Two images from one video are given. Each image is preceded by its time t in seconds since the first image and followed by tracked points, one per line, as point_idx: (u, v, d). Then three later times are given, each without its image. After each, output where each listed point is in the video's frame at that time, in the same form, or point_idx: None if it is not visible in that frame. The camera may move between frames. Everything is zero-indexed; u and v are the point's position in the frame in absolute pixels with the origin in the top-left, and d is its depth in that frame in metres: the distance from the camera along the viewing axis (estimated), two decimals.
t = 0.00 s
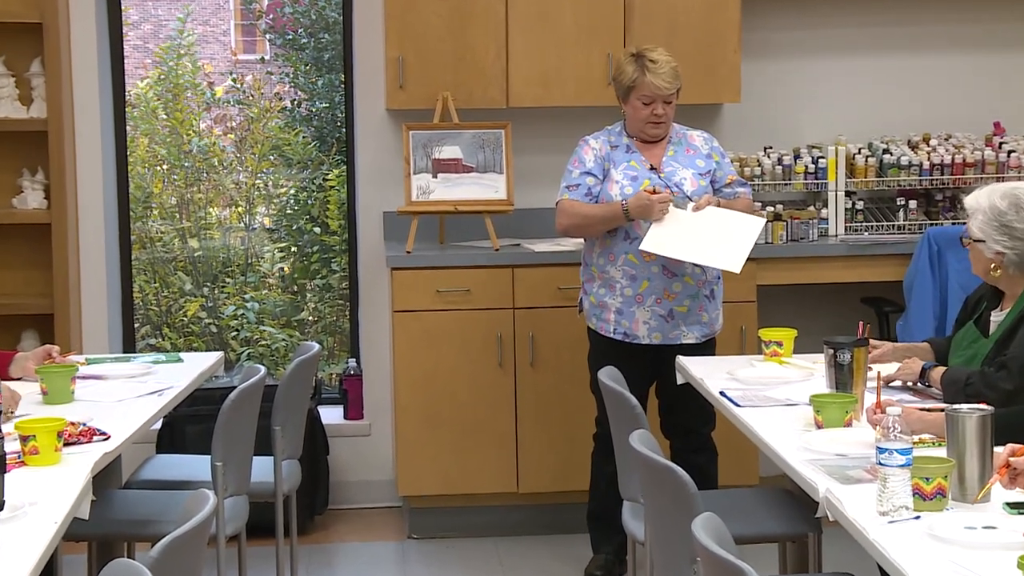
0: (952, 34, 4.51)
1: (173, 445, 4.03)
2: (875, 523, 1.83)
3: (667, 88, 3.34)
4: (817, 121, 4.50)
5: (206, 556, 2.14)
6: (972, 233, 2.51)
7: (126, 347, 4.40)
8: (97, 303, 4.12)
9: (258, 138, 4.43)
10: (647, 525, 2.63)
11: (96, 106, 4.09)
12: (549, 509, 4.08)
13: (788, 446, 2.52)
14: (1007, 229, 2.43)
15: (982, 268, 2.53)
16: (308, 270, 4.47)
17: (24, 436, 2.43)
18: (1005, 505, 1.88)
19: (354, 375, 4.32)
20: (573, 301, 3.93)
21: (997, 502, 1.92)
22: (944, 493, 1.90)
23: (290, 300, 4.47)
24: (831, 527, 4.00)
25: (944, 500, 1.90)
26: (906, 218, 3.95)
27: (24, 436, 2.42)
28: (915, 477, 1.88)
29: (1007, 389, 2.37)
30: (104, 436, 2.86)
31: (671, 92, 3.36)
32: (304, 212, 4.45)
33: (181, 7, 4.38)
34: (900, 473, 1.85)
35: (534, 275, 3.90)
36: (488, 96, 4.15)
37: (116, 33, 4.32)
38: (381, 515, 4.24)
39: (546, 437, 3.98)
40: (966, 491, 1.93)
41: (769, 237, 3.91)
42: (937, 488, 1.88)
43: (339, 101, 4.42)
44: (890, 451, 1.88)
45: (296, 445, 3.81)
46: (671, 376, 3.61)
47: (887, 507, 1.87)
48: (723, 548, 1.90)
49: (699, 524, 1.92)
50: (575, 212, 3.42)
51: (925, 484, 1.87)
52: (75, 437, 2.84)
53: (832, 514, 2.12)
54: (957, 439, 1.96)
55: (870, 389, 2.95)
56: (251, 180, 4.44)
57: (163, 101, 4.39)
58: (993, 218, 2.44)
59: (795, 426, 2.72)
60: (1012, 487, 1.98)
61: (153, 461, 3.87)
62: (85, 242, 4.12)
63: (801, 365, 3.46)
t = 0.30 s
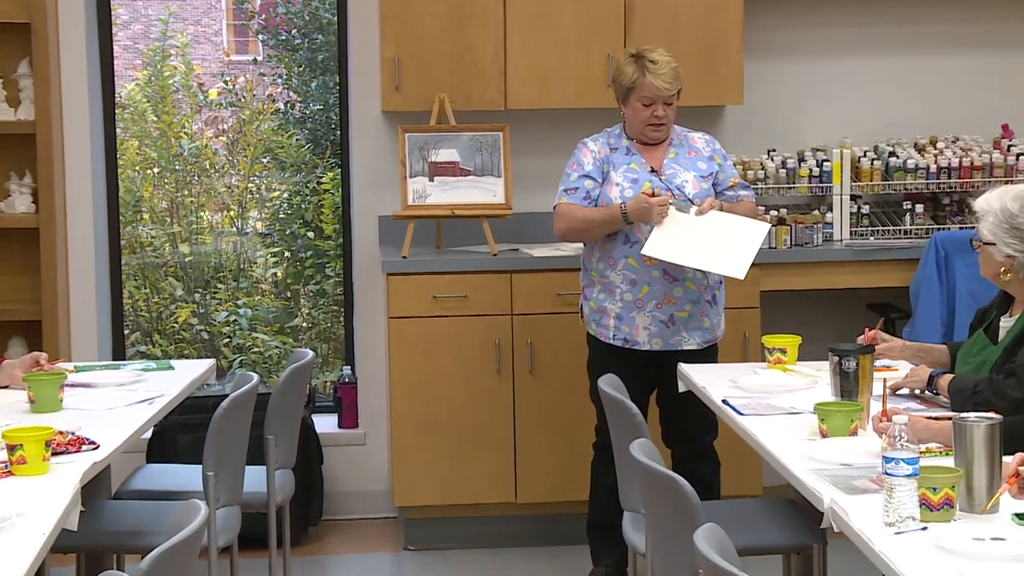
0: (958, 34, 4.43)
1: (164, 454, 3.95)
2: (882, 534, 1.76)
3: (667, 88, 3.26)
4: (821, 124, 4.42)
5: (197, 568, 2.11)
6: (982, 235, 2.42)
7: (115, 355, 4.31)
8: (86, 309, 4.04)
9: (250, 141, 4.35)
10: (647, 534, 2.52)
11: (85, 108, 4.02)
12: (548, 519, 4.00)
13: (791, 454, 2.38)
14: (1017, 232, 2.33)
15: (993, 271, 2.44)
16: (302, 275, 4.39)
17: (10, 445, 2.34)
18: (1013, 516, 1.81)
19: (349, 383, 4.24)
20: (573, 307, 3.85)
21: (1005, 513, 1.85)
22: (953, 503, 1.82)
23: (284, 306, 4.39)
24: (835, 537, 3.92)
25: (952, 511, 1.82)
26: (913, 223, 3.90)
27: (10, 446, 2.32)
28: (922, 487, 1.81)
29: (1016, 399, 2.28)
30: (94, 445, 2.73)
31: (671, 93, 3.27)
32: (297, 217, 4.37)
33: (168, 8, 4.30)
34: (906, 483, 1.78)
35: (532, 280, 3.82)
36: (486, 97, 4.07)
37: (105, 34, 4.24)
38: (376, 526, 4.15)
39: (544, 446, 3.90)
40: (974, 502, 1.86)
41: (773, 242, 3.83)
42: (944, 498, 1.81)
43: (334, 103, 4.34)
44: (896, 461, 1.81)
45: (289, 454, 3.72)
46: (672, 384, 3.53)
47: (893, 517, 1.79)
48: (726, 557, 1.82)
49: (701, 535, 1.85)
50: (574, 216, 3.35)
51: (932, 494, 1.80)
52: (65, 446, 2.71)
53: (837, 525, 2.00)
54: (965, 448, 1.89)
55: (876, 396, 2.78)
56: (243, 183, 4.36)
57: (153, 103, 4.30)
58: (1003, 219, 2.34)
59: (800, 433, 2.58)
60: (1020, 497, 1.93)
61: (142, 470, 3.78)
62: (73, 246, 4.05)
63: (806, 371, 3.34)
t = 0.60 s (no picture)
0: (964, 35, 4.35)
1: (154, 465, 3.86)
2: (887, 547, 1.69)
3: (668, 90, 3.18)
4: (825, 128, 4.35)
5: None
6: (995, 239, 2.33)
7: (105, 363, 4.23)
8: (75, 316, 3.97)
9: (242, 144, 4.27)
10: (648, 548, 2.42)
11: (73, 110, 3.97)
12: (546, 531, 3.92)
13: (796, 465, 2.28)
14: None
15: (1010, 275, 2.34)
16: (296, 282, 4.31)
17: None
18: None
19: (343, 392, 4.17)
20: (572, 314, 3.77)
21: (1017, 527, 1.77)
22: (961, 515, 1.75)
23: (277, 314, 4.32)
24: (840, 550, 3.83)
25: (960, 523, 1.75)
26: (920, 227, 3.82)
27: None
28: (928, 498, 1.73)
29: None
30: (82, 455, 2.61)
31: (672, 95, 3.20)
32: (291, 222, 4.29)
33: (160, 9, 4.24)
34: (912, 494, 1.71)
35: (530, 287, 3.74)
36: (484, 98, 3.99)
37: (94, 35, 4.16)
38: (371, 538, 4.07)
39: (543, 457, 3.82)
40: (982, 514, 1.78)
41: (777, 248, 3.76)
42: (952, 510, 1.73)
43: (328, 106, 4.26)
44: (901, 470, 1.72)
45: (282, 464, 3.64)
46: (673, 393, 3.45)
47: (897, 529, 1.72)
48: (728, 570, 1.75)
49: (704, 547, 1.79)
50: (572, 222, 3.27)
51: (939, 505, 1.72)
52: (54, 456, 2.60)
53: (842, 538, 1.90)
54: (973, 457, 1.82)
55: (883, 405, 2.66)
56: (236, 188, 4.28)
57: (143, 106, 4.23)
58: (1017, 219, 2.26)
59: (804, 444, 2.47)
60: None
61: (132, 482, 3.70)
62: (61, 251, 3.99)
63: (811, 380, 3.24)
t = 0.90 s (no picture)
0: (970, 36, 4.28)
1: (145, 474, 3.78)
2: (893, 559, 1.61)
3: (670, 92, 3.10)
4: (828, 131, 4.27)
5: None
6: (1008, 242, 2.27)
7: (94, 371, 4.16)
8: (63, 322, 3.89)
9: (235, 147, 4.19)
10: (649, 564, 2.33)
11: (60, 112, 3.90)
12: (544, 542, 3.84)
13: (800, 475, 2.19)
14: None
15: None
16: (289, 288, 4.23)
17: None
18: None
19: (338, 400, 4.09)
20: (571, 321, 3.70)
21: None
22: (969, 526, 1.68)
23: (270, 320, 4.24)
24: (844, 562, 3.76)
25: (968, 534, 1.68)
26: (926, 232, 3.75)
27: None
28: (935, 508, 1.66)
29: None
30: (71, 465, 2.51)
31: (675, 97, 3.12)
32: (284, 226, 4.21)
33: (157, 9, 4.16)
34: (918, 505, 1.64)
35: (528, 293, 3.66)
36: (482, 99, 3.92)
37: (83, 36, 4.09)
38: (365, 549, 3.99)
39: (541, 466, 3.74)
40: (990, 524, 1.71)
41: (781, 253, 3.68)
42: (961, 521, 1.66)
43: (322, 108, 4.19)
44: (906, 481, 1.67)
45: (274, 474, 3.56)
46: (674, 402, 3.37)
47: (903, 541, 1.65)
48: None
49: (706, 558, 1.72)
50: (571, 227, 3.19)
51: (946, 516, 1.66)
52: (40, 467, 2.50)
53: (847, 549, 1.82)
54: (981, 467, 1.74)
55: (888, 413, 2.57)
56: (228, 192, 4.20)
57: (133, 108, 4.15)
58: None
59: (808, 453, 2.38)
60: None
61: (122, 492, 3.62)
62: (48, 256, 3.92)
63: (816, 388, 3.13)
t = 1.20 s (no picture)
0: (976, 37, 4.21)
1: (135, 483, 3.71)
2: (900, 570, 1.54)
3: (671, 93, 3.03)
4: (831, 133, 4.20)
5: None
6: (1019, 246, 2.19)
7: (83, 378, 4.09)
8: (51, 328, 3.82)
9: (227, 150, 4.12)
10: None
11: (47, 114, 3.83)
12: (541, 552, 3.77)
13: (804, 485, 2.09)
14: None
15: None
16: (282, 293, 4.16)
17: None
18: None
19: (332, 408, 4.02)
20: (570, 327, 3.62)
21: None
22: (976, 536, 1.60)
23: (263, 326, 4.17)
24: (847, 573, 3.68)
25: (976, 545, 1.60)
26: (933, 236, 3.68)
27: None
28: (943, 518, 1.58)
29: None
30: (59, 474, 2.43)
31: (676, 98, 3.05)
32: (277, 230, 4.14)
33: (143, 7, 4.09)
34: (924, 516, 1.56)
35: (526, 298, 3.59)
36: (480, 101, 3.84)
37: (72, 35, 4.02)
38: (360, 560, 3.92)
39: (539, 475, 3.67)
40: (999, 534, 1.63)
41: (784, 257, 3.61)
42: (968, 532, 1.58)
43: (316, 110, 4.12)
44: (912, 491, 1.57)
45: (267, 482, 3.48)
46: (674, 409, 3.29)
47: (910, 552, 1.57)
48: None
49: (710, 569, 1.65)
50: (569, 231, 3.12)
51: (953, 526, 1.58)
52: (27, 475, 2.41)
53: (852, 560, 1.74)
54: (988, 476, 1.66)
55: (894, 420, 2.48)
56: (220, 195, 4.13)
57: (123, 109, 4.08)
58: None
59: (812, 461, 2.29)
60: None
61: (112, 502, 3.54)
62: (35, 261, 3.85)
63: (820, 394, 3.02)
